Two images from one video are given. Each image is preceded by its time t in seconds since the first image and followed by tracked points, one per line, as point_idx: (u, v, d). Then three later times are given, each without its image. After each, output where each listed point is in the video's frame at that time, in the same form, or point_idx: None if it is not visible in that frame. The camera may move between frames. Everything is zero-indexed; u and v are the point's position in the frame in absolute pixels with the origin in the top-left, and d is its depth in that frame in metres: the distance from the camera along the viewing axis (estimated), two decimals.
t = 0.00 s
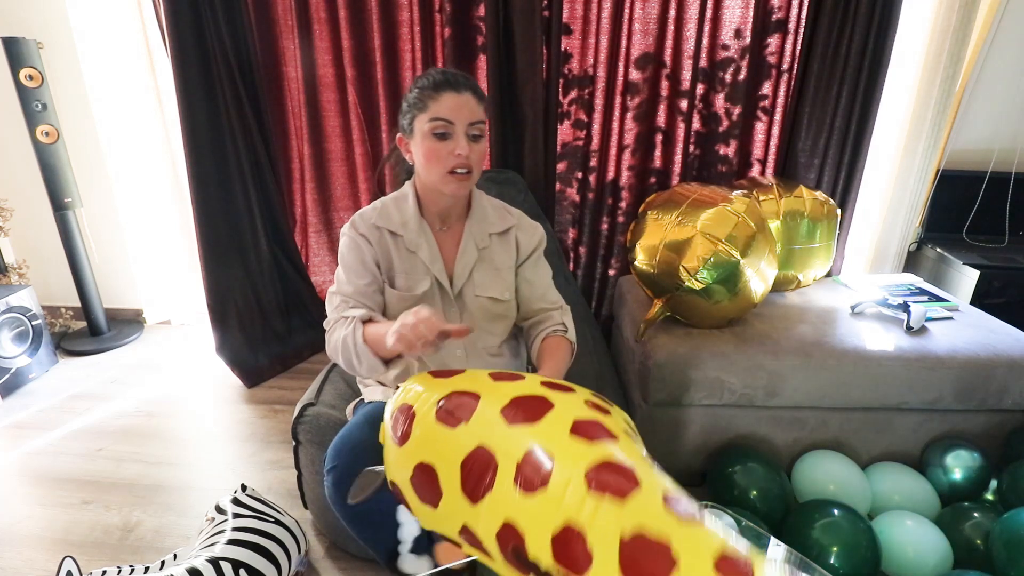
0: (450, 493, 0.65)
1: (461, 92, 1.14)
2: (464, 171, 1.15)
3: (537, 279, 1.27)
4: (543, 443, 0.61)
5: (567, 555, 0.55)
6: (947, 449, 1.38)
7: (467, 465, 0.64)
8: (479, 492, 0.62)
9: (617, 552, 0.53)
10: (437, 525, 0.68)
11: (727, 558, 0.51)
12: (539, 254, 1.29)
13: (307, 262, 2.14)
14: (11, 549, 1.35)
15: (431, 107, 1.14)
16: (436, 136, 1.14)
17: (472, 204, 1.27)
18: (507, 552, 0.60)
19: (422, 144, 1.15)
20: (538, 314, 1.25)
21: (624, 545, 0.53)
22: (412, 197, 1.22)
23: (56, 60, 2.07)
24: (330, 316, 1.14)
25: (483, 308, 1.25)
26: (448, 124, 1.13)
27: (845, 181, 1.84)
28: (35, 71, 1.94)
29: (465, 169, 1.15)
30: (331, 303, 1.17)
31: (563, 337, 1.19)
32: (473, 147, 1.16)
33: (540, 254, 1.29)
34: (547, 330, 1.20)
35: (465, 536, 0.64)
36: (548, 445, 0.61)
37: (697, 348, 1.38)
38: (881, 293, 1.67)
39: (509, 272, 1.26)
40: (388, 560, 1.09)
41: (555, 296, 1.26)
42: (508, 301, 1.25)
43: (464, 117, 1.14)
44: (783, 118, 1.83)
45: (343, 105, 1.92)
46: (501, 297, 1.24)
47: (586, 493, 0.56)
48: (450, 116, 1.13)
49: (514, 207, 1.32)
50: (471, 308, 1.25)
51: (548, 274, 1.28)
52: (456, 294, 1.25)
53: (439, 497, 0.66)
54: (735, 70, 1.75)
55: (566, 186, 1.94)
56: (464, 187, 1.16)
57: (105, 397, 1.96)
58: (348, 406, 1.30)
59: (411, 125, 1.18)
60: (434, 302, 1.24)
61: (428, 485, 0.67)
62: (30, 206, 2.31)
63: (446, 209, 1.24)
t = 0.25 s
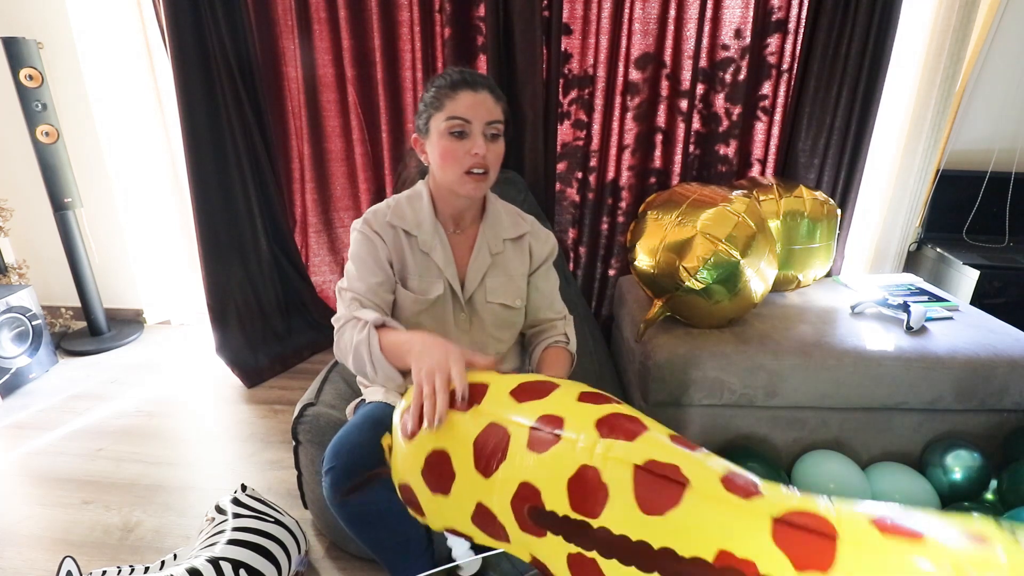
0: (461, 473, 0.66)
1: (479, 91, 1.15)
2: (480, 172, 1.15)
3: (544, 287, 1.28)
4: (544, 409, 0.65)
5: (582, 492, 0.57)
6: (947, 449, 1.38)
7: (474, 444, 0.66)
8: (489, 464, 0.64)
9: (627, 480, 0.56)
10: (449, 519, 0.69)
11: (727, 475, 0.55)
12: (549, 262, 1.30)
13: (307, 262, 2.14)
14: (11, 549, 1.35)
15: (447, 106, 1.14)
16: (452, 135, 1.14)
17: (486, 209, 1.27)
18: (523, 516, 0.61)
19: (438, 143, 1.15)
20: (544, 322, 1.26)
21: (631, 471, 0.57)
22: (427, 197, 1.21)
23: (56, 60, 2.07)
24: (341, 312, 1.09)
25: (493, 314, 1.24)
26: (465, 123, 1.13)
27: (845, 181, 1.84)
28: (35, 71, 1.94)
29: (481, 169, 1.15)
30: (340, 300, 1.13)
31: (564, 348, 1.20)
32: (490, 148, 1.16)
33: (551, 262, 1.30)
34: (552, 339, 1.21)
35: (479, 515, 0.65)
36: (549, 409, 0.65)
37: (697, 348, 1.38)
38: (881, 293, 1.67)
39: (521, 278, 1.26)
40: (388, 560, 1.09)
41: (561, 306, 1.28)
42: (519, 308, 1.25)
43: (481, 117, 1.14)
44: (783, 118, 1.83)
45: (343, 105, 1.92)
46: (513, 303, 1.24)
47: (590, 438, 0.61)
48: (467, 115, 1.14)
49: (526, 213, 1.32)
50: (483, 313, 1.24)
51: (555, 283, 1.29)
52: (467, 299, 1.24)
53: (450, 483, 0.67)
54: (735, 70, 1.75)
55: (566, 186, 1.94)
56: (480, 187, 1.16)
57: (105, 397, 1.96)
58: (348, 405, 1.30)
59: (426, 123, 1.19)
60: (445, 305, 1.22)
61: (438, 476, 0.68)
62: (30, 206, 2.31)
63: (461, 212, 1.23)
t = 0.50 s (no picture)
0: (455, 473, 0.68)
1: (496, 92, 1.15)
2: (494, 172, 1.16)
3: (551, 291, 1.28)
4: (512, 393, 0.68)
5: (548, 452, 0.59)
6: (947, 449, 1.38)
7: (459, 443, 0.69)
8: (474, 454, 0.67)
9: (585, 432, 0.58)
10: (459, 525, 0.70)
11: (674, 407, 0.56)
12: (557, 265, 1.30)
13: (307, 262, 2.14)
14: (11, 549, 1.35)
15: (465, 104, 1.14)
16: (467, 134, 1.14)
17: (495, 211, 1.27)
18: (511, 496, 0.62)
19: (453, 142, 1.15)
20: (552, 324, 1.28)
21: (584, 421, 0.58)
22: (436, 199, 1.21)
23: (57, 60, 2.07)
24: (338, 324, 1.09)
25: (502, 317, 1.24)
26: (482, 122, 1.13)
27: (845, 181, 1.84)
28: (34, 71, 1.94)
29: (495, 169, 1.15)
30: (340, 309, 1.13)
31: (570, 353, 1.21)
32: (505, 149, 1.16)
33: (559, 264, 1.30)
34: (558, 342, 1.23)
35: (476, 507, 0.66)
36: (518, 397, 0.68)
37: (698, 348, 1.38)
38: (881, 293, 1.67)
39: (529, 282, 1.26)
40: (387, 560, 1.09)
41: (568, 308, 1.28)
42: (528, 311, 1.25)
43: (497, 117, 1.14)
44: (783, 118, 1.84)
45: (343, 105, 1.92)
46: (522, 306, 1.24)
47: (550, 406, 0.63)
48: (483, 114, 1.14)
49: (535, 215, 1.32)
50: (492, 316, 1.24)
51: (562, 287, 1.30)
52: (476, 301, 1.24)
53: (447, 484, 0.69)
54: (735, 70, 1.75)
55: (566, 186, 1.94)
56: (494, 189, 1.16)
57: (105, 396, 1.96)
58: (348, 405, 1.30)
59: (441, 122, 1.18)
60: (453, 308, 1.22)
61: (438, 485, 0.71)
62: (30, 206, 2.31)
63: (471, 213, 1.24)
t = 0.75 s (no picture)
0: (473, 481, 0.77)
1: (494, 88, 1.15)
2: (491, 166, 1.15)
3: (552, 288, 1.29)
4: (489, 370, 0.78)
5: (527, 402, 0.68)
6: (947, 449, 1.37)
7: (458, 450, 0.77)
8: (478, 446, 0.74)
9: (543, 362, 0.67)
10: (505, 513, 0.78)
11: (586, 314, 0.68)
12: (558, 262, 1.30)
13: (307, 262, 2.14)
14: (11, 549, 1.35)
15: (462, 100, 1.14)
16: (464, 129, 1.14)
17: (495, 210, 1.27)
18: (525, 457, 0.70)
19: (450, 137, 1.15)
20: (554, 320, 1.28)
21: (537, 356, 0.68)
22: (435, 199, 1.22)
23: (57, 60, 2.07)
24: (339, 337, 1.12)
25: (504, 315, 1.24)
26: (478, 116, 1.13)
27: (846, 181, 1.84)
28: (34, 71, 1.94)
29: (492, 164, 1.14)
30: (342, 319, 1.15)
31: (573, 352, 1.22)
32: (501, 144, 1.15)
33: (560, 262, 1.30)
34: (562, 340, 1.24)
35: (507, 487, 0.74)
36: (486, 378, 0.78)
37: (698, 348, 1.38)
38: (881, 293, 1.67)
39: (530, 279, 1.26)
40: (387, 560, 1.09)
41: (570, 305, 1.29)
42: (529, 309, 1.25)
43: (494, 111, 1.14)
44: (783, 118, 1.84)
45: (343, 105, 1.92)
46: (523, 304, 1.24)
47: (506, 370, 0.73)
48: (480, 109, 1.14)
49: (534, 215, 1.32)
50: (494, 314, 1.24)
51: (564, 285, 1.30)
52: (478, 299, 1.23)
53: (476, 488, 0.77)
54: (735, 70, 1.75)
55: (566, 186, 1.94)
56: (490, 183, 1.15)
57: (105, 397, 1.96)
58: (349, 405, 1.30)
59: (439, 121, 1.19)
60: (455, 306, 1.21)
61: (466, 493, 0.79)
62: (30, 206, 2.31)
63: (470, 211, 1.24)
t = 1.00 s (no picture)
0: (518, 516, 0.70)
1: (472, 82, 1.16)
2: (473, 159, 1.14)
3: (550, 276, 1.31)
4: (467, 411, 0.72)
5: (513, 441, 0.63)
6: (947, 449, 1.37)
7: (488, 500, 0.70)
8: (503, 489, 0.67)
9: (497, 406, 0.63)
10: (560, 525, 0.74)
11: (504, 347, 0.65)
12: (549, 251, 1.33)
13: (307, 262, 2.15)
14: (11, 549, 1.35)
15: (442, 96, 1.15)
16: (444, 124, 1.14)
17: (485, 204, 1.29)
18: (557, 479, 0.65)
19: (432, 132, 1.15)
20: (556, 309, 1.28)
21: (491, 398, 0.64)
22: (424, 196, 1.22)
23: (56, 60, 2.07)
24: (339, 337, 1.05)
25: (500, 305, 1.24)
26: (457, 111, 1.13)
27: (846, 181, 1.84)
28: (34, 71, 1.94)
29: (473, 157, 1.14)
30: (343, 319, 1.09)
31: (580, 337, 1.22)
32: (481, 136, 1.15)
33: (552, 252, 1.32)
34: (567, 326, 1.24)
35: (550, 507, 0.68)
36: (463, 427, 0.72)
37: (697, 348, 1.38)
38: (881, 293, 1.67)
39: (525, 269, 1.27)
40: (386, 560, 1.09)
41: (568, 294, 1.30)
42: (525, 297, 1.25)
43: (473, 105, 1.14)
44: (782, 117, 1.84)
45: (343, 105, 1.92)
46: (518, 293, 1.23)
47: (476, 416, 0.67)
48: (459, 104, 1.14)
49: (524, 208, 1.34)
50: (489, 305, 1.24)
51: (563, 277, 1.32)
52: (474, 291, 1.23)
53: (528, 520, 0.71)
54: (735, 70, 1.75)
55: (566, 186, 1.95)
56: (471, 176, 1.15)
57: (105, 397, 1.96)
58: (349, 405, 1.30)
59: (422, 119, 1.20)
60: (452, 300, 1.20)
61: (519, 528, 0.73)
62: (30, 206, 2.31)
63: (461, 206, 1.24)
